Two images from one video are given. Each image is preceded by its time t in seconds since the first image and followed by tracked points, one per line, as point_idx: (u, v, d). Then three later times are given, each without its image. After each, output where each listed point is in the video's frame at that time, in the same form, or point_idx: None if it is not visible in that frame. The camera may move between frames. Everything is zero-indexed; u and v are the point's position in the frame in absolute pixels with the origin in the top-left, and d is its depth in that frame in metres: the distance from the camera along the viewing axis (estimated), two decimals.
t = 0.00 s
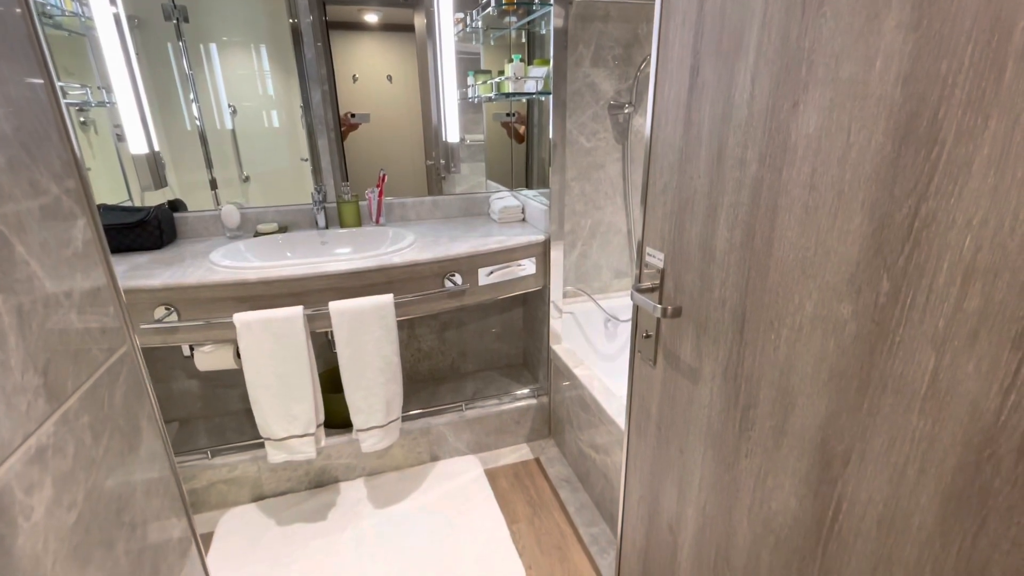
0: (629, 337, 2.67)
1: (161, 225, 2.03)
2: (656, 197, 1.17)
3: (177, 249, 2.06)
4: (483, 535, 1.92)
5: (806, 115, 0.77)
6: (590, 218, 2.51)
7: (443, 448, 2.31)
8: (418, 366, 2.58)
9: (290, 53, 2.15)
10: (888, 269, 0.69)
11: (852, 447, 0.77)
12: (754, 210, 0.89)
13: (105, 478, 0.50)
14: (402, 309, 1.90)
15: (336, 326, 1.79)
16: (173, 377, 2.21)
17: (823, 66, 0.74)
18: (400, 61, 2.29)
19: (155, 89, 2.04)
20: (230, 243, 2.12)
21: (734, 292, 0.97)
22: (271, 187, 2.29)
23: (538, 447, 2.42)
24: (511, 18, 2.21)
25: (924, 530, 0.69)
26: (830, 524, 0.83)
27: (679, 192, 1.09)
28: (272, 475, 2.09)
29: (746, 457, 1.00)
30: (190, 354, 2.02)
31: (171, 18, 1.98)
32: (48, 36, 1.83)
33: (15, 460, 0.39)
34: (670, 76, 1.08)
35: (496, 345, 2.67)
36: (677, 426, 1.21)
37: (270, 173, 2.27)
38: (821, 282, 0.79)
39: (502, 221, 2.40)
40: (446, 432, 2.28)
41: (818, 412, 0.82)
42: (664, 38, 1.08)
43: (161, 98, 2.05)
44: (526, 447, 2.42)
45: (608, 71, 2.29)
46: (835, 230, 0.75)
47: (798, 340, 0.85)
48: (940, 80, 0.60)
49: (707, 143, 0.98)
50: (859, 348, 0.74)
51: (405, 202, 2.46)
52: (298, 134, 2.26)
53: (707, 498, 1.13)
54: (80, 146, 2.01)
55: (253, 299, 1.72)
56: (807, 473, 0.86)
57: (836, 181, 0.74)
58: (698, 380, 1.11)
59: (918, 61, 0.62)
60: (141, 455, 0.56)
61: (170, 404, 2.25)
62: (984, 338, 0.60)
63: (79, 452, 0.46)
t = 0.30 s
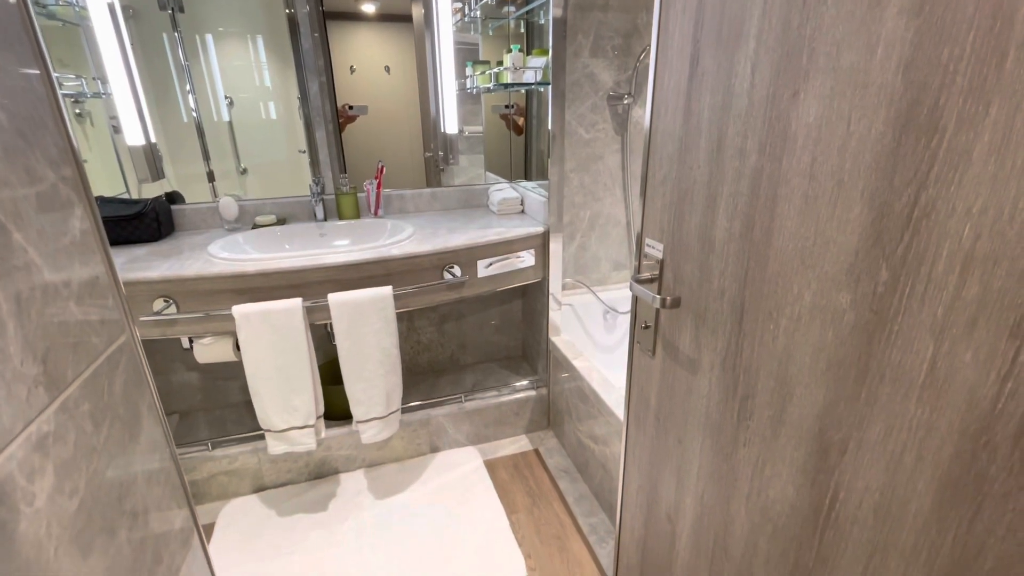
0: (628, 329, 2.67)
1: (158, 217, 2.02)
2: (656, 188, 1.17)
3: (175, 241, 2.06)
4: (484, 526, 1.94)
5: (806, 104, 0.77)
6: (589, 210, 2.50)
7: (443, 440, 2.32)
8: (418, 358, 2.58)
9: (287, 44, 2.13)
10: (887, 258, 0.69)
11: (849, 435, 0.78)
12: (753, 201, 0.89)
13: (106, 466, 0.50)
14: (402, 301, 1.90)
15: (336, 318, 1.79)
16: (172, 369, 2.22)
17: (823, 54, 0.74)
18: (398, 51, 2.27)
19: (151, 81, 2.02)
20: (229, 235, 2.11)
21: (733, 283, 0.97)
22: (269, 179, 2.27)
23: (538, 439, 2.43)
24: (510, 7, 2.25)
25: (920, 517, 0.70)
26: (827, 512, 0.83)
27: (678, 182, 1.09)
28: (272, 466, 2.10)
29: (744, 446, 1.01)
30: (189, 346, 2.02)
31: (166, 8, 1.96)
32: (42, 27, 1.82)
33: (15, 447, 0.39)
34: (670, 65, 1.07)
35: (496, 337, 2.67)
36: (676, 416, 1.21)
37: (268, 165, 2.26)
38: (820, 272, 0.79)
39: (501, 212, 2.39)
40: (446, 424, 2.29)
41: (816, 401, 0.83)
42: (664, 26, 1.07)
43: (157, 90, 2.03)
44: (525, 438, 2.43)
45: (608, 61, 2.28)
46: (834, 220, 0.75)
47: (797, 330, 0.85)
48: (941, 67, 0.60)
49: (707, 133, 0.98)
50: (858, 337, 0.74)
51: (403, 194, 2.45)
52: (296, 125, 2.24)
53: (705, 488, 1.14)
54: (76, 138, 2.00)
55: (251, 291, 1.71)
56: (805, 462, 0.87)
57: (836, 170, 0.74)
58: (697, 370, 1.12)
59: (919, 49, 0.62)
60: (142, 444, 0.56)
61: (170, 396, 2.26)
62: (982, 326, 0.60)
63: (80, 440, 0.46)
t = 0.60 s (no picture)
0: (625, 321, 2.65)
1: (154, 208, 2.01)
2: (654, 178, 1.17)
3: (171, 232, 2.05)
4: (482, 516, 1.95)
5: (806, 93, 0.77)
6: (587, 201, 2.49)
7: (441, 430, 2.33)
8: (416, 349, 2.58)
9: (282, 33, 2.11)
10: (884, 248, 0.69)
11: (844, 424, 0.78)
12: (751, 191, 0.89)
13: (104, 454, 0.50)
14: (399, 292, 1.90)
15: (333, 309, 1.79)
16: (170, 360, 2.21)
17: (823, 42, 0.73)
18: (394, 40, 2.25)
19: (145, 70, 2.00)
20: (225, 226, 2.10)
21: (730, 273, 0.98)
22: (265, 169, 2.26)
23: (535, 429, 2.45)
24: None
25: (912, 504, 0.70)
26: (822, 500, 0.84)
27: (676, 172, 1.09)
28: (271, 457, 2.11)
29: (740, 436, 1.01)
30: (186, 337, 2.02)
31: None
32: (33, 14, 1.78)
33: (11, 434, 0.39)
34: (669, 54, 1.06)
35: (493, 328, 2.68)
36: (673, 406, 1.22)
37: (264, 155, 2.24)
38: (817, 261, 0.79)
39: (498, 203, 2.38)
40: (444, 414, 2.30)
41: (812, 390, 0.83)
42: (663, 14, 1.06)
43: (151, 79, 2.01)
44: (523, 428, 2.44)
45: (606, 51, 2.26)
46: (832, 210, 0.75)
47: (793, 319, 0.85)
48: (941, 55, 0.60)
49: (706, 122, 0.98)
50: (854, 326, 0.75)
51: (401, 185, 2.43)
52: (292, 115, 2.22)
53: (702, 477, 1.15)
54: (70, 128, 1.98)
55: (248, 282, 1.71)
56: (800, 451, 0.87)
57: (835, 159, 0.74)
58: (694, 360, 1.12)
59: (920, 36, 0.62)
60: (140, 432, 0.56)
61: (168, 387, 2.26)
62: (978, 316, 0.60)
63: (77, 428, 0.46)
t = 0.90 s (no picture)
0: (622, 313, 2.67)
1: (149, 198, 1.99)
2: (652, 168, 1.16)
3: (167, 222, 2.03)
4: (480, 506, 1.96)
5: (805, 81, 0.76)
6: (584, 191, 2.49)
7: (439, 421, 2.34)
8: (413, 340, 2.58)
9: (277, 21, 2.08)
10: (881, 237, 0.69)
11: (839, 413, 0.79)
12: (749, 180, 0.89)
13: (99, 444, 0.50)
14: (397, 283, 1.90)
15: (331, 300, 1.78)
16: (167, 352, 2.21)
17: (823, 29, 0.72)
18: (391, 29, 2.23)
19: (138, 58, 1.97)
20: (221, 217, 2.09)
21: (728, 263, 0.97)
22: (261, 160, 2.24)
23: (533, 420, 2.46)
24: None
25: (906, 492, 0.71)
26: (817, 488, 0.85)
27: (674, 162, 1.08)
28: (269, 447, 2.11)
29: (737, 425, 1.02)
30: (183, 328, 2.01)
31: None
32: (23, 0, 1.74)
33: (4, 422, 0.38)
34: (667, 42, 1.05)
35: (491, 319, 2.68)
36: (670, 396, 1.22)
37: (259, 145, 2.22)
38: (814, 251, 0.79)
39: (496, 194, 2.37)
40: (442, 405, 2.31)
41: (808, 379, 0.84)
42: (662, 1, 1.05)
43: (144, 68, 1.99)
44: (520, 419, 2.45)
45: (604, 40, 2.24)
46: (830, 199, 0.75)
47: (790, 309, 0.85)
48: (941, 42, 0.59)
49: (704, 112, 0.97)
50: (851, 316, 0.75)
51: (398, 175, 2.42)
52: (287, 105, 2.20)
53: (698, 466, 1.15)
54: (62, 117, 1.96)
55: (245, 273, 1.70)
56: (795, 440, 0.88)
57: (833, 148, 0.73)
58: (690, 350, 1.12)
59: (920, 23, 0.61)
60: (136, 421, 0.56)
61: (165, 378, 2.25)
62: (974, 305, 0.60)
63: (72, 417, 0.46)
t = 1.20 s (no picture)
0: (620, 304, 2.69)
1: (145, 187, 1.98)
2: (652, 158, 1.15)
3: (164, 212, 2.02)
4: (479, 494, 1.98)
5: (806, 70, 0.75)
6: (583, 182, 2.48)
7: (438, 411, 2.35)
8: (412, 331, 2.59)
9: (273, 8, 2.06)
10: (880, 227, 0.69)
11: (836, 402, 0.79)
12: (749, 170, 0.88)
13: (98, 432, 0.50)
14: (396, 273, 1.90)
15: (329, 290, 1.78)
16: (165, 342, 2.21)
17: (825, 17, 0.72)
18: (388, 17, 2.20)
19: (132, 46, 1.95)
20: (218, 206, 2.08)
21: (727, 253, 0.97)
22: (258, 149, 2.22)
23: (531, 409, 2.47)
24: None
25: (900, 480, 0.72)
26: (813, 476, 0.86)
27: (674, 151, 1.08)
28: (268, 437, 2.12)
29: (734, 414, 1.02)
30: (181, 318, 2.01)
31: None
32: None
33: (3, 409, 0.38)
34: (668, 30, 1.04)
35: (489, 310, 2.68)
36: (667, 386, 1.23)
37: (256, 134, 2.20)
38: (813, 240, 0.79)
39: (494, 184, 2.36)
40: (440, 395, 2.32)
41: (805, 368, 0.84)
42: None
43: (139, 56, 1.97)
44: (519, 408, 2.46)
45: (604, 28, 2.22)
46: (829, 189, 0.75)
47: (788, 299, 0.85)
48: (944, 30, 0.59)
49: (704, 101, 0.96)
50: (849, 306, 0.75)
51: (396, 165, 2.41)
52: (284, 94, 2.18)
53: (695, 455, 1.16)
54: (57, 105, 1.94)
55: (243, 263, 1.70)
56: (791, 428, 0.89)
57: (834, 138, 0.73)
58: (688, 340, 1.13)
59: (924, 11, 0.61)
60: (135, 409, 0.56)
61: (164, 368, 2.25)
62: (971, 294, 0.60)
63: (70, 405, 0.46)
